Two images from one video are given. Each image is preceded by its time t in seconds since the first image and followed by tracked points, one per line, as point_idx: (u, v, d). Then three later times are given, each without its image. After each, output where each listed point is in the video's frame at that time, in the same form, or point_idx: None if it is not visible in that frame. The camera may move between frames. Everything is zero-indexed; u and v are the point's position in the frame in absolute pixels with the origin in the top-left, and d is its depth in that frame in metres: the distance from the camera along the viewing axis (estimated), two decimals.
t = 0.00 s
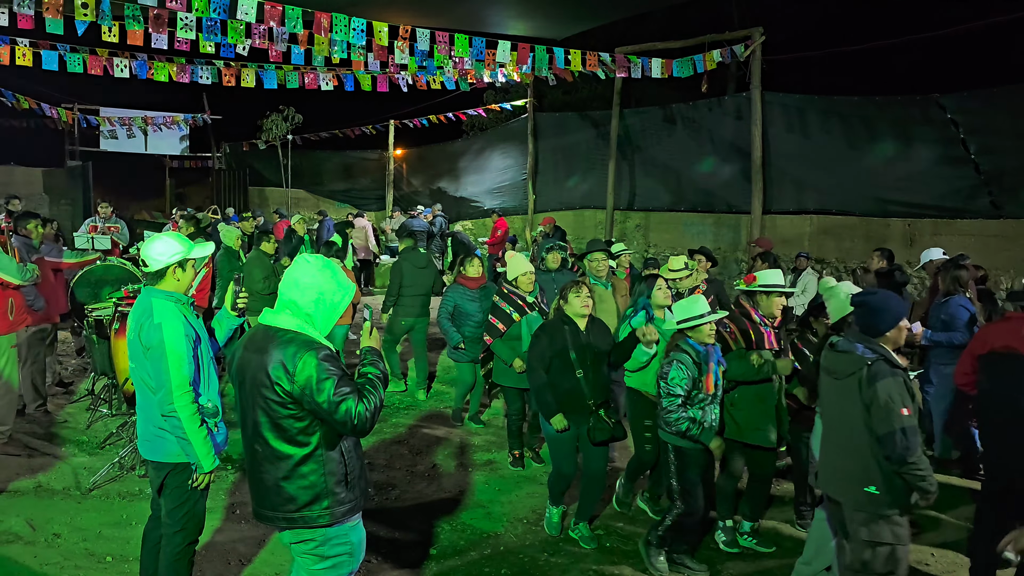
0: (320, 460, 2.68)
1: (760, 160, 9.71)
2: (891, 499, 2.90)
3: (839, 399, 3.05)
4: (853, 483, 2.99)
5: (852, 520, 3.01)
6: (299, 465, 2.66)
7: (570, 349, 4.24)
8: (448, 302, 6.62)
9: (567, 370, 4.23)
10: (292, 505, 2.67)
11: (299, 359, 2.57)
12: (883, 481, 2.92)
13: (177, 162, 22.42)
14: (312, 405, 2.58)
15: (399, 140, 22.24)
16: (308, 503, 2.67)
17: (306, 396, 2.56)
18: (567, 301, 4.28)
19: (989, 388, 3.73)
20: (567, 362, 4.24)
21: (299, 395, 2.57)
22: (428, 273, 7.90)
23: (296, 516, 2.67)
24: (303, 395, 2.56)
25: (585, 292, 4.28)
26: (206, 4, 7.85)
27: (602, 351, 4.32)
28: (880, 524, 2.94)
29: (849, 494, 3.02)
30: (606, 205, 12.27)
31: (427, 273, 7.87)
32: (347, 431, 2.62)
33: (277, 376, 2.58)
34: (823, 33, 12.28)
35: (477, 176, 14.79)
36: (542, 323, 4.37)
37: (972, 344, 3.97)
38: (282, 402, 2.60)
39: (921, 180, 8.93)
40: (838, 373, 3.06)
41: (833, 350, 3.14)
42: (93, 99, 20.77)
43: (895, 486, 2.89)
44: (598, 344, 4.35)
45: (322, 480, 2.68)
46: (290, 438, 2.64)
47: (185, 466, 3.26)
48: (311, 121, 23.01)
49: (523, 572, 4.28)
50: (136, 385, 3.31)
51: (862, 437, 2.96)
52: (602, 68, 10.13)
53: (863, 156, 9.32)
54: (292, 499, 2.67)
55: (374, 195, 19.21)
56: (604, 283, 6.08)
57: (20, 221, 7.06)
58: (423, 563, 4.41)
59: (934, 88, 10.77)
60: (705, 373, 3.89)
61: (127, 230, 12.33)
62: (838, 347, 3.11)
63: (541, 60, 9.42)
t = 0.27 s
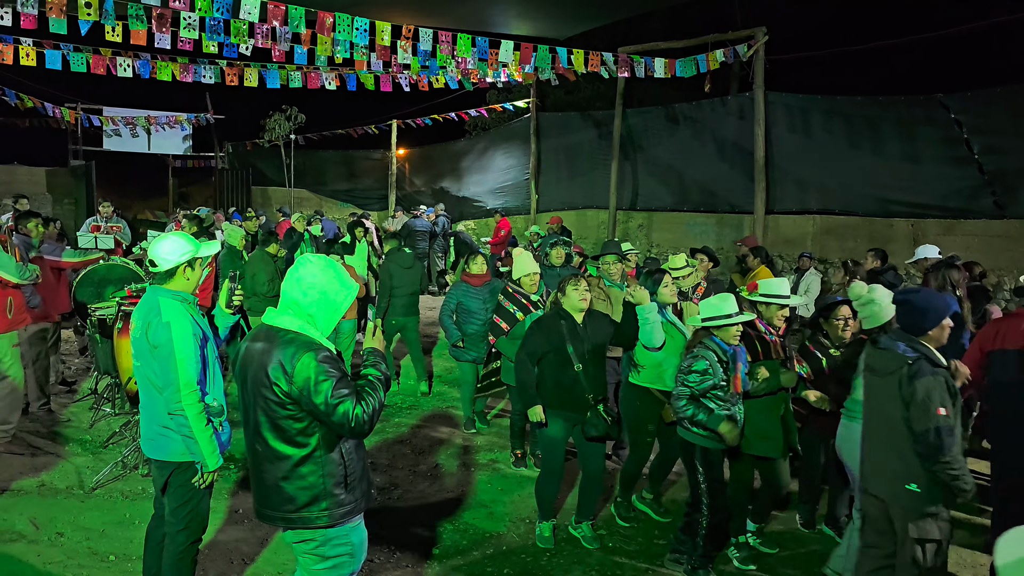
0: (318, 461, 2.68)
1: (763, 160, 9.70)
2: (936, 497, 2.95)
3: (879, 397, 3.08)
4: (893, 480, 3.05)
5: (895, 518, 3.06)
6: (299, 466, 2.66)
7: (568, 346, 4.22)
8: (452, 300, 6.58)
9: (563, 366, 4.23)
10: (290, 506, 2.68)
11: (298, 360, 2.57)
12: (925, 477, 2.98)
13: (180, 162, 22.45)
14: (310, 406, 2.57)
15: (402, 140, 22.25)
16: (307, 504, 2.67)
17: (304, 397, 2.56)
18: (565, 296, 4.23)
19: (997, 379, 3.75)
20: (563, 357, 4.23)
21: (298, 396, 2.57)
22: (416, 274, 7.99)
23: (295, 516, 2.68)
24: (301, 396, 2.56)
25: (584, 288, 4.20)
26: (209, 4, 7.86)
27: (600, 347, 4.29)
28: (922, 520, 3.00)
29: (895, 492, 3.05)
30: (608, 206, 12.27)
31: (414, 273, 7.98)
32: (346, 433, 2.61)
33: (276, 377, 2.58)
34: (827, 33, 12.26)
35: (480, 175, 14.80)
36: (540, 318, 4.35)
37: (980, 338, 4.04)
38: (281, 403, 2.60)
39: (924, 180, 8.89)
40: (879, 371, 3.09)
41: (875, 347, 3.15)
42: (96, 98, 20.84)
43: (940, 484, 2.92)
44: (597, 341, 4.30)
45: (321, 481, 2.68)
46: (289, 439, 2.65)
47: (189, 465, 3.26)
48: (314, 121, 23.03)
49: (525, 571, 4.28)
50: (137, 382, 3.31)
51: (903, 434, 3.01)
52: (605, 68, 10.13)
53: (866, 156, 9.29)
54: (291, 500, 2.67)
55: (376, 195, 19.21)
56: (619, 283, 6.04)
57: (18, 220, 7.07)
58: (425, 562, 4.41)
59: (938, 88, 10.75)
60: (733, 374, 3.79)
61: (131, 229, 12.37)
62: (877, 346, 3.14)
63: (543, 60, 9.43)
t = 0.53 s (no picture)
0: (315, 462, 2.67)
1: (766, 160, 9.68)
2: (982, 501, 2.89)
3: (919, 397, 3.06)
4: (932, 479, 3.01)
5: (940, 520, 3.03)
6: (296, 466, 2.66)
7: (569, 354, 4.12)
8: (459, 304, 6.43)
9: (563, 373, 4.13)
10: (288, 505, 2.68)
11: (295, 360, 2.56)
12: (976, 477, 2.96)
13: (183, 161, 22.49)
14: (307, 406, 2.57)
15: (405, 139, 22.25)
16: (303, 505, 2.67)
17: (301, 397, 2.56)
18: (568, 300, 4.15)
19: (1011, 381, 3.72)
20: (564, 365, 4.13)
21: (295, 397, 2.57)
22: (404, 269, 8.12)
23: (293, 516, 2.68)
24: (297, 397, 2.56)
25: (586, 295, 4.13)
26: (212, 4, 7.87)
27: (601, 355, 4.19)
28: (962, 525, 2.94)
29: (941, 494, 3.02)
30: (611, 205, 12.26)
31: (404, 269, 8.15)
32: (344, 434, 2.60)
33: (273, 377, 2.59)
34: (831, 32, 12.23)
35: (483, 175, 14.82)
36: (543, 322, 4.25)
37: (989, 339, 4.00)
38: (279, 402, 2.61)
39: (928, 179, 8.87)
40: (926, 370, 3.04)
41: (919, 346, 3.13)
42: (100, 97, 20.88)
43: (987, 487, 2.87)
44: (597, 350, 4.18)
45: (318, 482, 2.67)
46: (287, 439, 2.65)
47: (195, 463, 3.26)
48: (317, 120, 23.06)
49: (528, 571, 4.28)
50: (142, 377, 3.32)
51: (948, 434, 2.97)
52: (608, 67, 10.12)
53: (870, 156, 9.27)
54: (287, 499, 2.68)
55: (379, 194, 19.22)
56: (626, 287, 6.13)
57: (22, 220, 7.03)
58: (427, 561, 4.41)
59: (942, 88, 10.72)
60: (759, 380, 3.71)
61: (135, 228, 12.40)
62: (921, 342, 3.13)
63: (546, 60, 9.43)
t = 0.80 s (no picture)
0: (313, 461, 2.67)
1: (768, 159, 9.68)
2: None
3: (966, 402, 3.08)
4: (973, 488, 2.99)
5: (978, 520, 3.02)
6: (294, 464, 2.67)
7: (583, 355, 3.98)
8: (469, 304, 6.25)
9: (580, 376, 3.97)
10: (286, 503, 2.68)
11: (292, 359, 2.56)
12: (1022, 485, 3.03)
13: (185, 160, 22.50)
14: (304, 405, 2.58)
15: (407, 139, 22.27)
16: (301, 503, 2.67)
17: (297, 396, 2.56)
18: (580, 301, 4.04)
19: None
20: (579, 367, 3.98)
21: (291, 395, 2.58)
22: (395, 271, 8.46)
23: (291, 514, 2.68)
24: (294, 395, 2.57)
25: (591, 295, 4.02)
26: (215, 3, 7.87)
27: (616, 359, 4.14)
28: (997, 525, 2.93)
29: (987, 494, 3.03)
30: (613, 204, 12.26)
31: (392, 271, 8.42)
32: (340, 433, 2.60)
33: (271, 375, 2.60)
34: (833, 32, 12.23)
35: (485, 175, 14.76)
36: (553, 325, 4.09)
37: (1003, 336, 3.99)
38: (276, 401, 2.62)
39: (931, 179, 8.87)
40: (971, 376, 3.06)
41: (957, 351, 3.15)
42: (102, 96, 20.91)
43: None
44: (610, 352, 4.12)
45: (315, 480, 2.67)
46: (285, 437, 2.66)
47: (200, 461, 3.27)
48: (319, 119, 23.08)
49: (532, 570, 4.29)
50: (144, 375, 3.34)
51: (996, 440, 3.01)
52: (610, 66, 10.12)
53: (872, 155, 9.28)
54: (285, 497, 2.68)
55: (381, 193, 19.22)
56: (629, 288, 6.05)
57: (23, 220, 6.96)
58: (430, 560, 4.42)
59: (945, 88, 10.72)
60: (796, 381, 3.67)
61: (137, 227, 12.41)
62: (956, 348, 3.17)
63: (549, 59, 9.43)
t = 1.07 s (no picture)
0: (311, 458, 2.67)
1: (770, 158, 9.68)
2: None
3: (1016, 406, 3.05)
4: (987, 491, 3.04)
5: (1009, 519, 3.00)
6: (292, 461, 2.67)
7: (610, 363, 3.83)
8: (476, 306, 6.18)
9: (604, 387, 3.84)
10: (284, 501, 2.69)
11: (291, 356, 2.56)
12: None
13: (187, 159, 22.49)
14: (302, 403, 2.58)
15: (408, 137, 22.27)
16: (299, 500, 2.67)
17: (296, 393, 2.56)
18: (593, 307, 3.89)
19: None
20: (607, 376, 3.83)
21: (291, 393, 2.58)
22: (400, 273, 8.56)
23: (289, 511, 2.68)
24: (293, 392, 2.57)
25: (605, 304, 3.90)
26: (217, 2, 7.87)
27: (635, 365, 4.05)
28: None
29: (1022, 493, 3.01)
30: (615, 203, 12.26)
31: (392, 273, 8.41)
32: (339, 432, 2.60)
33: (270, 372, 2.60)
34: (835, 30, 12.22)
35: (487, 174, 14.51)
36: (569, 334, 3.89)
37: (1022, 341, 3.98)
38: (275, 398, 2.62)
39: (934, 178, 8.87)
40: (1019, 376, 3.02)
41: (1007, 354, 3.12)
42: (104, 95, 20.90)
43: None
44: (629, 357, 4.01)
45: (313, 478, 2.67)
46: (284, 434, 2.66)
47: (202, 459, 3.27)
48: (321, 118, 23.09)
49: (533, 569, 4.29)
50: (144, 375, 3.34)
51: None
52: (612, 65, 10.12)
53: (874, 154, 9.28)
54: (284, 494, 2.68)
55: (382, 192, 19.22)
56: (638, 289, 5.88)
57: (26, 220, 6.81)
58: (432, 558, 4.43)
59: (947, 86, 10.72)
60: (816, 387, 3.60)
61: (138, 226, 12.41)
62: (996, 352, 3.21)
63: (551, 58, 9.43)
